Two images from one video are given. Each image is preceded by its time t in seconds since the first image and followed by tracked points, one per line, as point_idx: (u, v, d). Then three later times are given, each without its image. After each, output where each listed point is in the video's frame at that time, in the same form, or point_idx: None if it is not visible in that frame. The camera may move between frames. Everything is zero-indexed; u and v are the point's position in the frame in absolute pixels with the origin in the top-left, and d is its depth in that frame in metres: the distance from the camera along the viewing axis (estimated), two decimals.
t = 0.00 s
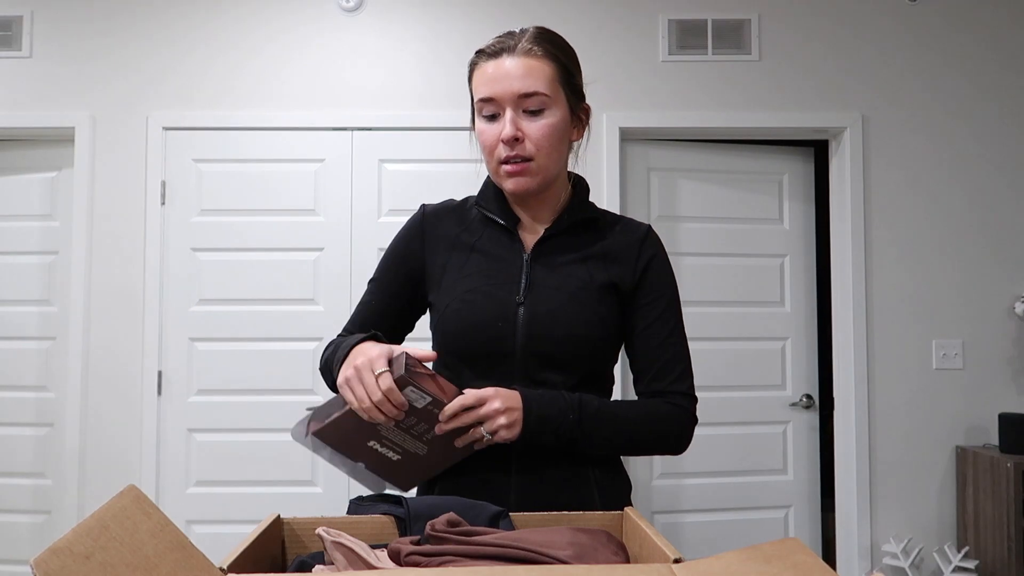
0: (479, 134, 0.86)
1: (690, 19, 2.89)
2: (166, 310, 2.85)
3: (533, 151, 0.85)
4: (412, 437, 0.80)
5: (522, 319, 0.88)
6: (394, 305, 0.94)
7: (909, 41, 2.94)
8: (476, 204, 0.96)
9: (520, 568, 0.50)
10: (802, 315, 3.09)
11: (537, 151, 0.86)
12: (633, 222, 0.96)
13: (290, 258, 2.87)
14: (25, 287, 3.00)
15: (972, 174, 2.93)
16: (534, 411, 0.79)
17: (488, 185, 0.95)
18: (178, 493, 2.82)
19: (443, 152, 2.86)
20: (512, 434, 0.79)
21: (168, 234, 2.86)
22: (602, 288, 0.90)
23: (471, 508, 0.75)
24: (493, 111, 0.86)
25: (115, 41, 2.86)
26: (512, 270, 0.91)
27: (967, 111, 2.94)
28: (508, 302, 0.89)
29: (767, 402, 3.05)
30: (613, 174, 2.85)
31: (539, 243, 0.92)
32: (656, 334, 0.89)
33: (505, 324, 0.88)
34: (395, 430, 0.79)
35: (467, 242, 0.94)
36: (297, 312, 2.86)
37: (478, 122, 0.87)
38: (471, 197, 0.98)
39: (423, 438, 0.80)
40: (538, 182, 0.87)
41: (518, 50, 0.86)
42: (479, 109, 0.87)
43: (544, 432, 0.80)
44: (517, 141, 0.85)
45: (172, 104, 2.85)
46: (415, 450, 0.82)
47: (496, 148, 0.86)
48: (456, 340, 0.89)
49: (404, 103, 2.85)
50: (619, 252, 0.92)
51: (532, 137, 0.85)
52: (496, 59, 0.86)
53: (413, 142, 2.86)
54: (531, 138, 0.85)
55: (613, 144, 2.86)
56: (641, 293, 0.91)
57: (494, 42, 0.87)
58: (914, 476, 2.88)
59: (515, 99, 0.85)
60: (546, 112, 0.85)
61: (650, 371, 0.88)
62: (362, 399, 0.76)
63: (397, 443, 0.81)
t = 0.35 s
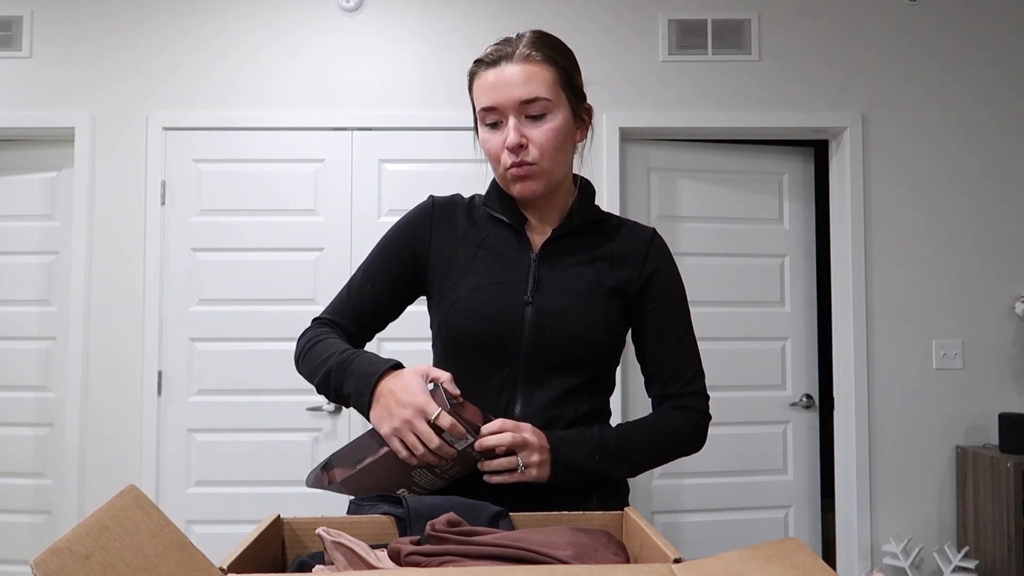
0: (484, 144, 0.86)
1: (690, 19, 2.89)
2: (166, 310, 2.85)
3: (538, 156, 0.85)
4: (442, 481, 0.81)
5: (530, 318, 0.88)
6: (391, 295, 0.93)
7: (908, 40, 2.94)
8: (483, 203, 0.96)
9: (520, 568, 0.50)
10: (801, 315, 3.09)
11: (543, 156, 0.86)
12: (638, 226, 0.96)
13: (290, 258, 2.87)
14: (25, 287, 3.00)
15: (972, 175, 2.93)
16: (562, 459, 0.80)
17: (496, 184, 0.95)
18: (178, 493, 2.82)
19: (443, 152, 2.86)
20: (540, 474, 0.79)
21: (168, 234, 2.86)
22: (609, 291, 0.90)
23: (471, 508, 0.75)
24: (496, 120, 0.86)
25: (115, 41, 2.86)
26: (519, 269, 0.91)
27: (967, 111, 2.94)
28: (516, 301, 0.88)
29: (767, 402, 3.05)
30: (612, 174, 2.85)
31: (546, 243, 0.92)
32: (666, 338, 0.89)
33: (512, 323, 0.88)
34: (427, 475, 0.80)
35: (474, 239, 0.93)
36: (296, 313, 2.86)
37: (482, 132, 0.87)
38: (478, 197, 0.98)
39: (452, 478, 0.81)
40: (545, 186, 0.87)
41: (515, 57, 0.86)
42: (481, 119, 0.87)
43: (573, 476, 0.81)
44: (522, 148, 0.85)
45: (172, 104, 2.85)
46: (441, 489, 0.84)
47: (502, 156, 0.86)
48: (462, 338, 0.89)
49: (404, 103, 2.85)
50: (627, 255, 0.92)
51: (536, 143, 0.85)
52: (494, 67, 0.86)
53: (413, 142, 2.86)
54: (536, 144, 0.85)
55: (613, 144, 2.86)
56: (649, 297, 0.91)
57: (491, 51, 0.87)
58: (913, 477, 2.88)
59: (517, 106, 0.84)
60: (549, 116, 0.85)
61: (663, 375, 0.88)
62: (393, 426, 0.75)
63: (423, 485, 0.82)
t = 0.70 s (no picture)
0: (494, 137, 0.86)
1: (690, 19, 2.89)
2: (167, 310, 2.85)
3: (549, 153, 0.86)
4: (432, 473, 0.82)
5: (526, 318, 0.88)
6: (382, 292, 0.93)
7: (908, 40, 2.94)
8: (477, 206, 0.96)
9: (520, 568, 0.50)
10: (801, 315, 3.09)
11: (554, 152, 0.86)
12: (633, 222, 0.96)
13: (290, 258, 2.87)
14: (25, 287, 3.00)
15: (972, 174, 2.93)
16: (550, 446, 0.80)
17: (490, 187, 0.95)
18: (178, 493, 2.82)
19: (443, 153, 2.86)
20: (529, 466, 0.79)
21: (168, 234, 2.86)
22: (605, 289, 0.90)
23: (472, 508, 0.75)
24: (508, 113, 0.86)
25: (115, 41, 2.86)
26: (515, 270, 0.91)
27: (967, 110, 2.94)
28: (512, 301, 0.89)
29: (767, 402, 3.05)
30: (612, 174, 2.85)
31: (542, 243, 0.92)
32: (661, 333, 0.89)
33: (508, 323, 0.88)
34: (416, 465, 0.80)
35: (469, 241, 0.93)
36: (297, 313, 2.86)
37: (492, 126, 0.87)
38: (472, 199, 0.98)
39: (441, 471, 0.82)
40: (554, 183, 0.87)
41: (530, 53, 0.86)
42: (492, 113, 0.87)
43: (562, 466, 0.80)
44: (535, 143, 0.85)
45: (172, 105, 2.85)
46: (431, 481, 0.84)
47: (514, 150, 0.85)
48: (458, 340, 0.89)
49: (404, 103, 2.85)
50: (621, 253, 0.92)
51: (549, 139, 0.85)
52: (507, 63, 0.86)
53: (413, 142, 2.86)
54: (548, 139, 0.85)
55: (613, 144, 2.86)
56: (644, 292, 0.91)
57: (508, 43, 0.87)
58: (913, 477, 2.88)
59: (534, 101, 0.85)
60: (563, 114, 0.86)
61: (657, 369, 0.88)
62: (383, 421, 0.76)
63: (413, 475, 0.83)
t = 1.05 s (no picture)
0: (489, 144, 0.86)
1: (690, 19, 2.89)
2: (167, 310, 2.85)
3: (546, 157, 0.86)
4: (429, 470, 0.82)
5: (526, 317, 0.88)
6: (377, 288, 0.93)
7: (908, 40, 2.94)
8: (477, 207, 0.96)
9: (520, 568, 0.50)
10: (801, 315, 3.09)
11: (549, 158, 0.86)
12: (631, 224, 0.96)
13: (290, 258, 2.87)
14: (25, 287, 3.00)
15: (971, 174, 2.93)
16: (547, 435, 0.80)
17: (490, 187, 0.95)
18: (178, 492, 2.82)
19: (443, 153, 2.86)
20: (523, 462, 0.79)
21: (168, 234, 2.86)
22: (604, 289, 0.90)
23: (471, 508, 0.75)
24: (502, 121, 0.86)
25: (115, 41, 2.86)
26: (514, 270, 0.91)
27: (966, 110, 2.94)
28: (512, 300, 0.89)
29: (767, 402, 3.05)
30: (612, 174, 2.85)
31: (541, 243, 0.92)
32: (659, 333, 0.89)
33: (508, 322, 0.88)
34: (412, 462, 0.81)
35: (469, 241, 0.93)
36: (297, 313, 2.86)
37: (486, 132, 0.87)
38: (471, 200, 0.98)
39: (439, 470, 0.82)
40: (550, 188, 0.88)
41: (522, 58, 0.86)
42: (486, 118, 0.87)
43: (558, 456, 0.80)
44: (530, 149, 0.85)
45: (172, 105, 2.85)
46: (428, 481, 0.84)
47: (509, 156, 0.86)
48: (458, 339, 0.89)
49: (404, 103, 2.85)
50: (621, 253, 0.92)
51: (544, 144, 0.85)
52: (499, 69, 0.86)
53: (413, 143, 2.86)
54: (544, 145, 0.85)
55: (613, 144, 2.86)
56: (643, 292, 0.91)
57: (496, 50, 0.87)
58: (913, 477, 2.88)
59: (526, 107, 0.85)
60: (557, 119, 0.86)
61: (656, 370, 0.88)
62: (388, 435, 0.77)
63: (410, 474, 0.83)
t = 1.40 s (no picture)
0: (484, 141, 0.86)
1: (691, 19, 2.89)
2: (167, 310, 2.85)
3: (540, 155, 0.86)
4: (426, 463, 0.82)
5: (524, 317, 0.88)
6: (374, 287, 0.93)
7: (908, 41, 2.94)
8: (475, 205, 0.96)
9: (520, 568, 0.50)
10: (801, 315, 3.09)
11: (544, 155, 0.86)
12: (629, 223, 0.96)
13: (290, 259, 2.87)
14: (25, 287, 3.00)
15: (971, 174, 2.93)
16: (538, 415, 0.81)
17: (487, 186, 0.95)
18: (178, 492, 2.82)
19: (443, 153, 2.86)
20: (523, 446, 0.81)
21: (168, 234, 2.86)
22: (601, 287, 0.90)
23: (471, 508, 0.75)
24: (497, 118, 0.86)
25: (115, 40, 2.86)
26: (512, 269, 0.91)
27: (966, 110, 2.94)
28: (510, 299, 0.89)
29: (767, 402, 3.05)
30: (612, 174, 2.85)
31: (539, 242, 0.92)
32: (657, 330, 0.89)
33: (506, 322, 0.88)
34: (408, 455, 0.81)
35: (467, 240, 0.93)
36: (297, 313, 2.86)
37: (481, 129, 0.87)
38: (470, 198, 0.98)
39: (438, 463, 0.82)
40: (545, 186, 0.88)
41: (517, 56, 0.86)
42: (481, 116, 0.87)
43: (550, 435, 0.81)
44: (524, 146, 0.85)
45: (172, 105, 2.85)
46: (426, 474, 0.83)
47: (504, 154, 0.86)
48: (456, 338, 0.89)
49: (405, 103, 2.85)
50: (619, 252, 0.92)
51: (539, 141, 0.85)
52: (495, 66, 0.86)
53: (413, 143, 2.86)
54: (538, 142, 0.85)
55: (613, 145, 2.86)
56: (642, 290, 0.91)
57: (492, 48, 0.87)
58: (914, 477, 2.88)
59: (520, 104, 0.85)
60: (551, 116, 0.86)
61: (655, 366, 0.88)
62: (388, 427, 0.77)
63: (409, 468, 0.82)
